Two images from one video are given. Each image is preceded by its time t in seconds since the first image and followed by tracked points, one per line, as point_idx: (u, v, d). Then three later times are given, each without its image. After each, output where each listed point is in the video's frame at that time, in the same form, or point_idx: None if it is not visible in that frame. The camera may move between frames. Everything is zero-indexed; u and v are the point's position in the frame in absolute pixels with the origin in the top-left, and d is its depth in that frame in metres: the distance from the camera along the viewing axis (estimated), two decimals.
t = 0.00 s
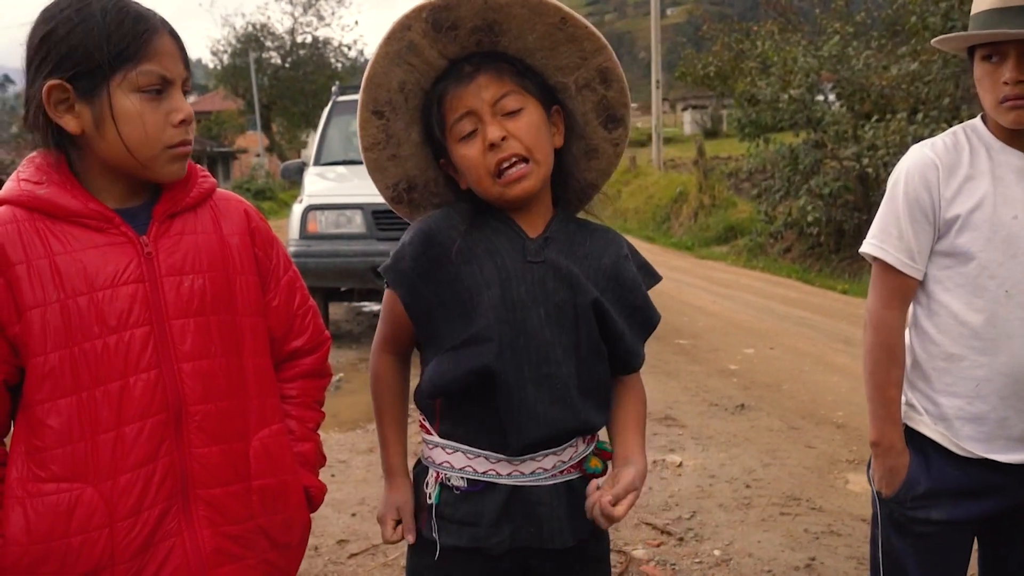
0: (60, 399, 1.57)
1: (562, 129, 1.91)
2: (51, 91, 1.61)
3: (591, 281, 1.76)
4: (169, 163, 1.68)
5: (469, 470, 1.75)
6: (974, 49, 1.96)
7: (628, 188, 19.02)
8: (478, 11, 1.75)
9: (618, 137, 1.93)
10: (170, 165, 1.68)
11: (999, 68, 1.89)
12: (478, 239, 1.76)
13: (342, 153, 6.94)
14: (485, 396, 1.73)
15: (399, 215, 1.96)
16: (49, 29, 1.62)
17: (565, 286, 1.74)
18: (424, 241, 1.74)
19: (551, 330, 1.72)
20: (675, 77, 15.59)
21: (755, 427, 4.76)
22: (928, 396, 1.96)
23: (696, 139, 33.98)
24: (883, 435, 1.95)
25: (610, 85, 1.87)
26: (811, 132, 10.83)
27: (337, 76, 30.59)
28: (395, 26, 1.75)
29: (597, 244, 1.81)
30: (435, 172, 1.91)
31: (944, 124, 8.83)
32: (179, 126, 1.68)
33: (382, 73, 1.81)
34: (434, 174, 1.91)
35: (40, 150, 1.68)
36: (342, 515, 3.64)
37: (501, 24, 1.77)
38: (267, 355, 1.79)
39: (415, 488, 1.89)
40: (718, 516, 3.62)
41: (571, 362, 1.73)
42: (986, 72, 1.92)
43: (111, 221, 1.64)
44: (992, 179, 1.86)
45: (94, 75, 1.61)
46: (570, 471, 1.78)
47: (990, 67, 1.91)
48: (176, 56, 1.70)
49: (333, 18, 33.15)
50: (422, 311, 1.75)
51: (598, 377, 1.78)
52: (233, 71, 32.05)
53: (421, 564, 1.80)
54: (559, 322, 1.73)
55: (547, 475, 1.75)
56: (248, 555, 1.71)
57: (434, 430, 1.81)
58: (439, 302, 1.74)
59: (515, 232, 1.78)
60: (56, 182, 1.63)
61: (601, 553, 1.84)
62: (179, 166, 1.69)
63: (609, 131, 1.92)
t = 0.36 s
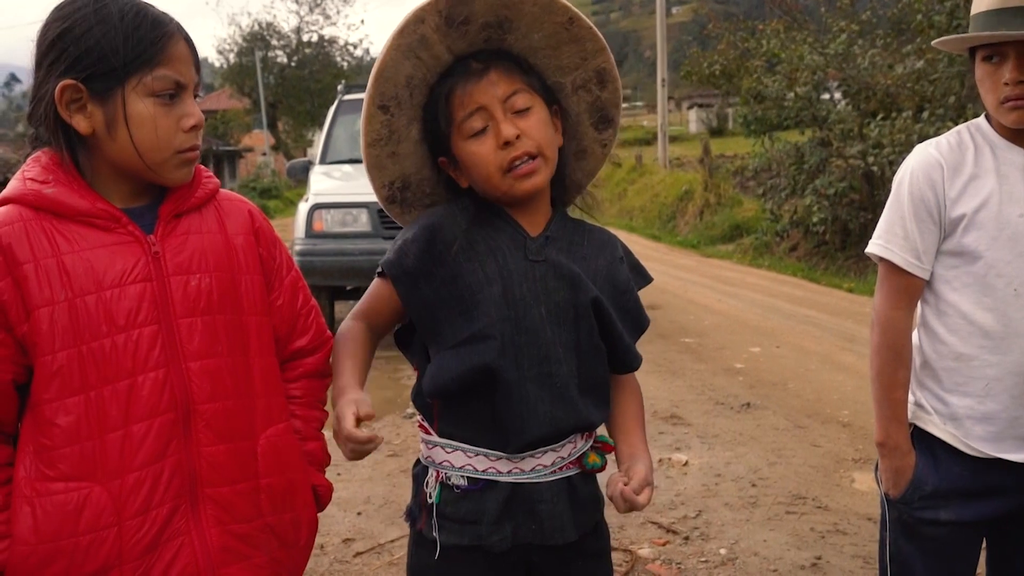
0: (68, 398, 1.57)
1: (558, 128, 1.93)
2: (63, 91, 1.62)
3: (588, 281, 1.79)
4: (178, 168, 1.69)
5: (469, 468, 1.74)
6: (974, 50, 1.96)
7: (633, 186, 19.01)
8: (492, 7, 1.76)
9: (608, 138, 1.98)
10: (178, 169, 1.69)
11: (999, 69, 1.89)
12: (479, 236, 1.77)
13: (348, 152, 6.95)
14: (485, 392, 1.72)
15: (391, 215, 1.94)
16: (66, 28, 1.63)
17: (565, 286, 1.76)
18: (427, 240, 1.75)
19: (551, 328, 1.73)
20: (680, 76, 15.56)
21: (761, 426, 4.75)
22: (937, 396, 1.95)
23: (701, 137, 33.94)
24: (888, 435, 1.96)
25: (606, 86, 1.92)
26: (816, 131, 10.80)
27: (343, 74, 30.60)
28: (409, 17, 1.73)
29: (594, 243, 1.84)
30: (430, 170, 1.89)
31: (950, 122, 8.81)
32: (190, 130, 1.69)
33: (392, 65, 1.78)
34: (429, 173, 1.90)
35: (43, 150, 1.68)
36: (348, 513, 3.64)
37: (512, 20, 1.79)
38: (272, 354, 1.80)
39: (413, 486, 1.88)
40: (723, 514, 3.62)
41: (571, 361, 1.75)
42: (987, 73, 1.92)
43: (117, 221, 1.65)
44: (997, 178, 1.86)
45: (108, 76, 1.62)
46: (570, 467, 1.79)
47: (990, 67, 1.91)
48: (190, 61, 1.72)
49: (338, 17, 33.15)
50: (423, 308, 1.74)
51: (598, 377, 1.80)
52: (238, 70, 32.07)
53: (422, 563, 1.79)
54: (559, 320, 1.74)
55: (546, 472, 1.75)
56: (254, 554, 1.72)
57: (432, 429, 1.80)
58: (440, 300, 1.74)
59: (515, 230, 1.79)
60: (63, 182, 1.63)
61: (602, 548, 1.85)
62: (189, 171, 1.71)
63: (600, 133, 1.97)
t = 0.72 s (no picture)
0: (58, 406, 1.57)
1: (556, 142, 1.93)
2: (50, 97, 1.62)
3: (579, 289, 1.79)
4: (166, 174, 1.68)
5: (462, 471, 1.74)
6: (961, 57, 1.97)
7: (631, 190, 19.02)
8: (500, 14, 1.75)
9: (606, 160, 1.99)
10: (167, 176, 1.68)
11: (986, 76, 1.90)
12: (465, 253, 1.75)
13: (345, 155, 6.94)
14: (473, 408, 1.71)
15: (375, 199, 1.93)
16: (53, 33, 1.63)
17: (553, 299, 1.75)
18: (412, 262, 1.71)
19: (541, 341, 1.73)
20: (677, 80, 15.57)
21: (758, 430, 4.75)
22: (933, 400, 1.95)
23: (699, 141, 33.96)
24: (884, 441, 1.96)
25: (610, 109, 1.93)
26: (813, 135, 10.81)
27: (340, 78, 30.57)
28: (413, 10, 1.71)
29: (581, 248, 1.84)
30: (419, 162, 1.89)
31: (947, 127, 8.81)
32: (178, 138, 1.68)
33: (392, 56, 1.77)
34: (418, 164, 1.89)
35: (33, 155, 1.67)
36: (345, 517, 3.64)
37: (519, 29, 1.78)
38: (265, 359, 1.79)
39: (408, 488, 1.88)
40: (720, 519, 3.62)
41: (562, 372, 1.76)
42: (974, 80, 1.92)
43: (106, 227, 1.65)
44: (987, 184, 1.86)
45: (96, 83, 1.62)
46: (563, 469, 1.79)
47: (977, 75, 1.91)
48: (180, 67, 1.71)
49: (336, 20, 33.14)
50: (411, 331, 1.71)
51: (588, 385, 1.82)
52: (236, 73, 32.06)
53: (417, 565, 1.79)
54: (548, 333, 1.74)
55: (539, 474, 1.75)
56: (249, 561, 1.71)
57: (425, 432, 1.79)
58: (430, 323, 1.71)
59: (501, 244, 1.78)
60: (51, 189, 1.63)
61: (598, 551, 1.84)
62: (178, 177, 1.70)
63: (599, 154, 1.98)
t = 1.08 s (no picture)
0: (53, 415, 1.56)
1: (552, 143, 1.93)
2: (42, 98, 1.62)
3: (577, 295, 1.79)
4: (158, 178, 1.68)
5: (459, 473, 1.74)
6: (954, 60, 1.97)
7: (629, 192, 19.03)
8: (488, 15, 1.75)
9: (603, 155, 1.99)
10: (159, 179, 1.67)
11: (979, 80, 1.90)
12: (461, 263, 1.75)
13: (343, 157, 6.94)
14: (472, 417, 1.72)
15: (370, 206, 1.93)
16: (46, 35, 1.63)
17: (550, 307, 1.75)
18: (407, 273, 1.71)
19: (538, 349, 1.73)
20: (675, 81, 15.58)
21: (756, 431, 4.75)
22: (931, 403, 1.95)
23: (697, 143, 33.98)
24: (882, 444, 1.96)
25: (605, 104, 1.93)
26: (811, 137, 10.82)
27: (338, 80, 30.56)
28: (398, 19, 1.72)
29: (579, 253, 1.84)
30: (414, 168, 1.89)
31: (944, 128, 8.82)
32: (170, 141, 1.67)
33: (380, 66, 1.77)
34: (412, 170, 1.89)
35: (27, 161, 1.67)
36: (343, 519, 3.64)
37: (509, 31, 1.78)
38: (260, 365, 1.79)
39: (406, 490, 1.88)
40: (718, 520, 3.62)
41: (559, 378, 1.75)
42: (967, 84, 1.92)
43: (100, 236, 1.64)
44: (980, 187, 1.87)
45: (87, 85, 1.62)
46: (561, 472, 1.78)
47: (970, 78, 1.92)
48: (173, 69, 1.71)
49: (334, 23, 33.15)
50: (410, 343, 1.72)
51: (586, 390, 1.81)
52: (234, 76, 32.07)
53: (415, 566, 1.79)
54: (545, 342, 1.74)
55: (536, 477, 1.75)
56: (246, 566, 1.71)
57: (423, 434, 1.79)
58: (427, 333, 1.72)
59: (498, 252, 1.77)
60: (45, 197, 1.63)
61: (597, 554, 1.84)
62: (170, 180, 1.69)
63: (596, 149, 1.99)
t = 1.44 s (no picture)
0: (54, 416, 1.56)
1: (556, 156, 1.92)
2: (30, 100, 1.65)
3: (575, 298, 1.79)
4: (141, 182, 1.67)
5: (457, 471, 1.75)
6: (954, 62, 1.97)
7: (628, 192, 19.04)
8: (502, 28, 1.72)
9: (609, 176, 1.99)
10: (143, 184, 1.66)
11: (980, 82, 1.90)
12: (458, 266, 1.75)
13: (343, 157, 6.95)
14: (471, 418, 1.72)
15: (372, 184, 1.98)
16: (35, 37, 1.65)
17: (547, 309, 1.75)
18: (404, 276, 1.72)
19: (535, 351, 1.73)
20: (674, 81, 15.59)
21: (755, 431, 4.75)
22: (931, 403, 1.95)
23: (695, 143, 34.01)
24: (883, 442, 1.97)
25: (616, 128, 1.92)
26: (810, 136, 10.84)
27: (337, 80, 30.54)
28: (413, 17, 1.69)
29: (577, 256, 1.84)
30: (415, 154, 1.92)
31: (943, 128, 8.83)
32: (152, 145, 1.66)
33: (388, 58, 1.76)
34: (414, 156, 1.93)
35: (31, 162, 1.69)
36: (343, 520, 3.64)
37: (523, 44, 1.76)
38: (260, 367, 1.79)
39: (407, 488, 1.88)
40: (717, 520, 3.62)
41: (557, 380, 1.75)
42: (967, 85, 1.93)
43: (103, 237, 1.65)
44: (980, 189, 1.87)
45: (67, 89, 1.63)
46: (560, 472, 1.78)
47: (971, 79, 1.92)
48: (160, 72, 1.69)
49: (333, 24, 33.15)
50: (408, 346, 1.73)
51: (585, 394, 1.81)
52: (233, 76, 32.07)
53: (414, 564, 1.80)
54: (543, 344, 1.74)
55: (534, 476, 1.75)
56: (248, 567, 1.72)
57: (422, 431, 1.80)
58: (426, 337, 1.73)
59: (495, 256, 1.77)
60: (48, 199, 1.63)
61: (597, 554, 1.84)
62: (155, 185, 1.68)
63: (603, 169, 1.98)
